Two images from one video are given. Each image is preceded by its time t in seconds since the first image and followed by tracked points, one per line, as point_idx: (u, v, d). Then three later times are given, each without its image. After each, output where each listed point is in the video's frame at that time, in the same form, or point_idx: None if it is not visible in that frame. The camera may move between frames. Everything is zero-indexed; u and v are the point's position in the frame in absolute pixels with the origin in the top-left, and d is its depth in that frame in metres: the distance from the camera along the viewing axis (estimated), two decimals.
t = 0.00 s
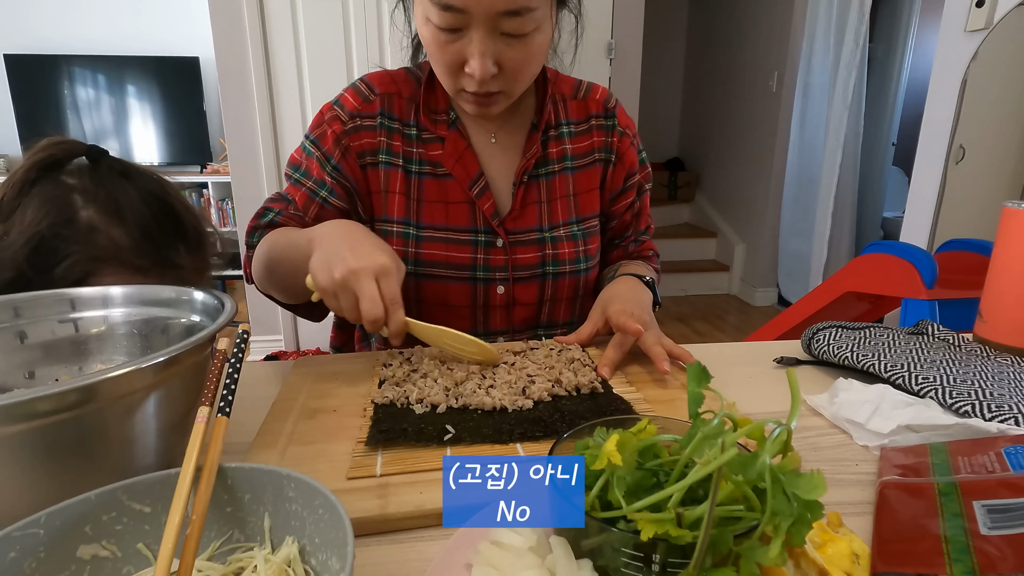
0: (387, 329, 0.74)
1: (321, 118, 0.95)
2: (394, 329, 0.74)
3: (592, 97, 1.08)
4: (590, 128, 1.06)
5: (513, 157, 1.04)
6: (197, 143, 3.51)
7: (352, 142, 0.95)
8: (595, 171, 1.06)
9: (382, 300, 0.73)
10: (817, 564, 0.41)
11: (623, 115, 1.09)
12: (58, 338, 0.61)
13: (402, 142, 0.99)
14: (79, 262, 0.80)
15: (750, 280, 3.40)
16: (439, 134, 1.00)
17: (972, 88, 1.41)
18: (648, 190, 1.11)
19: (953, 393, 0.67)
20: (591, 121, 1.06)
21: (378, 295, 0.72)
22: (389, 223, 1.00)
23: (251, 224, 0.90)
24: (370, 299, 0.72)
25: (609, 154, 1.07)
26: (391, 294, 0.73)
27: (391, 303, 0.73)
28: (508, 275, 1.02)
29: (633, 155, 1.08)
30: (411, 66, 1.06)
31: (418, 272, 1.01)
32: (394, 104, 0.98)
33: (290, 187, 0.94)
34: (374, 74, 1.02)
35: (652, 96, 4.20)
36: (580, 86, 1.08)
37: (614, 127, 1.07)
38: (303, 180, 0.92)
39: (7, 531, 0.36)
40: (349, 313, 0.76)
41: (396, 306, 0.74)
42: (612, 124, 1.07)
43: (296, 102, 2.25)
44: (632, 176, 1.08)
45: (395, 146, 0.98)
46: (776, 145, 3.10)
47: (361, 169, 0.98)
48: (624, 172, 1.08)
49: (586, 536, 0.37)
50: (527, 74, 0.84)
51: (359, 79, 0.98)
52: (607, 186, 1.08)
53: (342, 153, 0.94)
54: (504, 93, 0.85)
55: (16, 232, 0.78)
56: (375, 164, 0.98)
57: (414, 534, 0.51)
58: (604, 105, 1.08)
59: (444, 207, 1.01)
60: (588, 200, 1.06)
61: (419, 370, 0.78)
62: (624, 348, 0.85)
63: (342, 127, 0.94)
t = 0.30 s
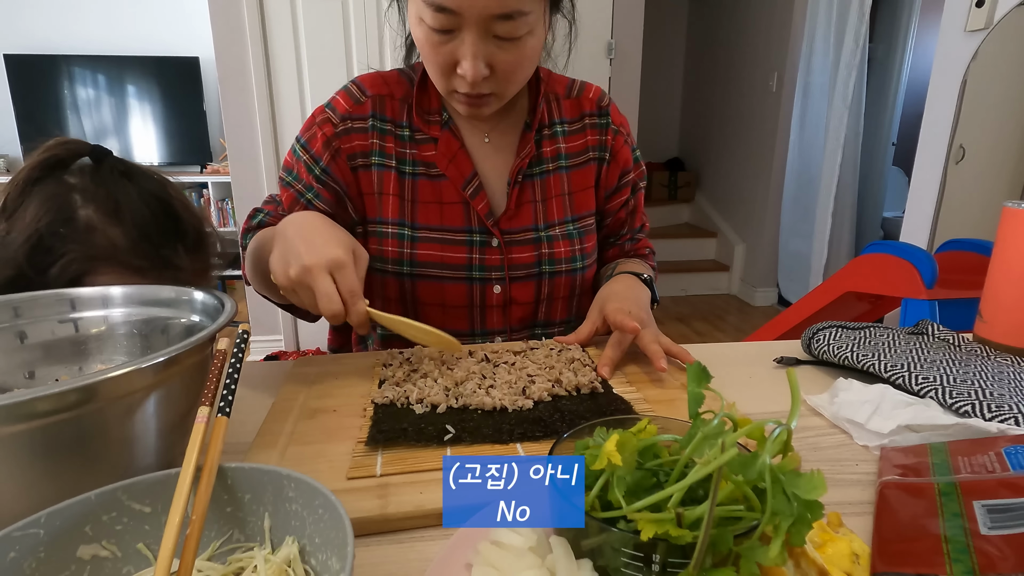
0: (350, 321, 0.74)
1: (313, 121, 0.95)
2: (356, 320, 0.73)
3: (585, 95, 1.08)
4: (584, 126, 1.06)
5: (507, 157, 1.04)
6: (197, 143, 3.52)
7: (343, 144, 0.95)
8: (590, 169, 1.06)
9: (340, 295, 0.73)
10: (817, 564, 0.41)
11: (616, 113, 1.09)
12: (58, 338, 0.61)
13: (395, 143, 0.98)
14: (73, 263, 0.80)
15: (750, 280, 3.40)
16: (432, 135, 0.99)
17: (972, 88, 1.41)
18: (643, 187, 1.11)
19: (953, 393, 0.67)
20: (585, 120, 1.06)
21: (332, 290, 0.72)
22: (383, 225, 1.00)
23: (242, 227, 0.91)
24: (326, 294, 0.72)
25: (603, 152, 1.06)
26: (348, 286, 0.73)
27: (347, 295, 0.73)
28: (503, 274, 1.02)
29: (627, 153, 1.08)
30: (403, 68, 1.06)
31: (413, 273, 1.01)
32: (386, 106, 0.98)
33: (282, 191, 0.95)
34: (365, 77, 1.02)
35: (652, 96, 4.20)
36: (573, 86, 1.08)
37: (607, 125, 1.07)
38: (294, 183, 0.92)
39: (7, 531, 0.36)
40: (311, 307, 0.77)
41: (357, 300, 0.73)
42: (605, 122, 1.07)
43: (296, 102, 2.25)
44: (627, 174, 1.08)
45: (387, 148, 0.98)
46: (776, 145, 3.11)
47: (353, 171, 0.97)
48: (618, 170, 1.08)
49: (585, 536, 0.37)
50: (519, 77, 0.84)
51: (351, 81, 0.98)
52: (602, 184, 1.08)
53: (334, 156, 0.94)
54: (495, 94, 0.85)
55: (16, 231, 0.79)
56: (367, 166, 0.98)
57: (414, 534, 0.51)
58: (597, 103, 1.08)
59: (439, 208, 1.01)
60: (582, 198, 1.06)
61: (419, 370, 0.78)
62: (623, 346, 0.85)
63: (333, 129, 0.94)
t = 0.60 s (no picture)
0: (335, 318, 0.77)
1: (306, 125, 0.96)
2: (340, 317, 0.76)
3: (578, 94, 1.07)
4: (576, 126, 1.06)
5: (498, 156, 1.04)
6: (197, 143, 3.51)
7: (334, 146, 0.95)
8: (582, 169, 1.06)
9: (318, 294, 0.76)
10: (817, 564, 0.41)
11: (611, 112, 1.08)
12: (58, 338, 0.61)
13: (385, 144, 0.98)
14: (74, 266, 0.80)
15: (750, 280, 3.40)
16: (422, 135, 0.99)
17: (972, 88, 1.41)
18: (637, 186, 1.11)
19: (953, 393, 0.67)
20: (577, 119, 1.06)
21: (309, 292, 0.75)
22: (374, 226, 1.00)
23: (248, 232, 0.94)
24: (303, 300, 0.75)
25: (595, 151, 1.06)
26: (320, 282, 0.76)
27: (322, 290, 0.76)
28: (494, 274, 1.02)
29: (621, 151, 1.07)
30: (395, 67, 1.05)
31: (404, 273, 1.01)
32: (376, 106, 0.98)
33: (278, 196, 0.96)
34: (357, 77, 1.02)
35: (652, 96, 4.20)
36: (566, 85, 1.07)
37: (600, 124, 1.06)
38: (288, 188, 0.94)
39: (7, 531, 0.36)
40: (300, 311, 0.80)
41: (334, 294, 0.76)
42: (599, 121, 1.07)
43: (296, 102, 2.25)
44: (620, 173, 1.08)
45: (377, 149, 0.98)
46: (777, 145, 3.11)
47: (344, 173, 0.98)
48: (611, 169, 1.07)
49: (586, 536, 0.37)
50: (508, 77, 0.84)
51: (341, 83, 0.98)
52: (594, 184, 1.08)
53: (324, 158, 0.95)
54: (484, 93, 0.85)
55: (12, 238, 0.78)
56: (358, 167, 0.98)
57: (414, 534, 0.51)
58: (590, 102, 1.07)
59: (429, 208, 1.01)
60: (574, 198, 1.06)
61: (419, 370, 0.78)
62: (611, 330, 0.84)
63: (324, 132, 0.94)
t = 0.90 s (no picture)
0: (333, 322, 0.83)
1: (308, 129, 0.99)
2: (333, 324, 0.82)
3: (578, 96, 1.06)
4: (575, 128, 1.05)
5: (497, 159, 1.04)
6: (197, 143, 3.52)
7: (330, 150, 0.97)
8: (581, 172, 1.05)
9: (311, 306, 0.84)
10: (817, 564, 0.41)
11: (610, 114, 1.07)
12: (58, 338, 0.61)
13: (381, 147, 0.99)
14: (73, 271, 0.80)
15: (750, 280, 3.40)
16: (419, 138, 0.99)
17: (972, 88, 1.41)
18: (636, 189, 1.10)
19: (953, 393, 0.67)
20: (576, 122, 1.05)
21: (303, 312, 0.84)
22: (371, 229, 1.01)
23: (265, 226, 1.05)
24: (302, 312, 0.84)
25: (594, 154, 1.05)
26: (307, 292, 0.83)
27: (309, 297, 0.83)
28: (492, 276, 1.02)
29: (620, 154, 1.06)
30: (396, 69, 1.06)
31: (400, 277, 1.01)
32: (373, 110, 0.99)
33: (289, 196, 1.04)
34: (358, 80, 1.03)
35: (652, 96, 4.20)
36: (566, 86, 1.07)
37: (600, 126, 1.05)
38: (292, 190, 1.02)
39: (7, 531, 0.36)
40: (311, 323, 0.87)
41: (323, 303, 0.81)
42: (598, 123, 1.05)
43: (296, 101, 2.25)
44: (618, 175, 1.07)
45: (374, 153, 0.98)
46: (777, 145, 3.10)
47: (341, 177, 0.99)
48: (608, 171, 1.06)
49: (586, 536, 0.37)
50: (510, 79, 0.84)
51: (339, 87, 1.00)
52: (591, 188, 1.07)
53: (320, 163, 0.97)
54: (486, 94, 0.85)
55: (8, 243, 0.78)
56: (354, 171, 0.98)
57: (413, 534, 0.51)
58: (589, 104, 1.06)
59: (426, 211, 1.00)
60: (573, 202, 1.05)
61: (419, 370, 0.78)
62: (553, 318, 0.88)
63: (322, 137, 0.97)
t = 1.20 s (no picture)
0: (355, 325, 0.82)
1: (323, 127, 1.01)
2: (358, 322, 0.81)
3: (592, 100, 1.05)
4: (587, 132, 1.04)
5: (506, 161, 1.04)
6: (197, 143, 3.52)
7: (341, 147, 0.98)
8: (590, 177, 1.04)
9: (337, 312, 0.83)
10: (817, 564, 0.41)
11: (624, 118, 1.06)
12: (58, 338, 0.61)
13: (391, 146, 0.99)
14: (75, 273, 0.80)
15: (750, 280, 3.40)
16: (427, 138, 1.00)
17: (973, 88, 1.41)
18: (651, 195, 1.10)
19: (953, 393, 0.67)
20: (589, 126, 1.04)
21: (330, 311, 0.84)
22: (377, 226, 1.01)
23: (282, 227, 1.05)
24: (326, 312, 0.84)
25: (606, 160, 1.05)
26: (336, 298, 0.82)
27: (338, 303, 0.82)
28: (495, 278, 1.01)
29: (635, 160, 1.05)
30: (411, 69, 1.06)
31: (402, 275, 1.01)
32: (384, 108, 0.99)
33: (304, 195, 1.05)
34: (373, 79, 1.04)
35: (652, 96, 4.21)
36: (580, 89, 1.06)
37: (613, 131, 1.05)
38: (308, 189, 1.03)
39: (7, 531, 0.36)
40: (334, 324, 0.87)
41: (356, 317, 0.80)
42: (611, 128, 1.05)
43: (296, 101, 2.25)
44: (634, 181, 1.07)
45: (383, 151, 0.99)
46: (777, 145, 3.11)
47: (351, 174, 1.00)
48: (624, 178, 1.06)
49: (586, 536, 0.37)
50: (510, 81, 0.84)
51: (353, 85, 1.01)
52: (606, 193, 1.07)
53: (331, 159, 0.98)
54: (487, 97, 0.85)
55: (10, 244, 0.78)
56: (363, 168, 0.99)
57: (413, 534, 0.51)
58: (603, 108, 1.05)
59: (432, 211, 1.01)
60: (581, 207, 1.05)
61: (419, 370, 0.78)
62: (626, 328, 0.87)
63: (334, 134, 0.98)
